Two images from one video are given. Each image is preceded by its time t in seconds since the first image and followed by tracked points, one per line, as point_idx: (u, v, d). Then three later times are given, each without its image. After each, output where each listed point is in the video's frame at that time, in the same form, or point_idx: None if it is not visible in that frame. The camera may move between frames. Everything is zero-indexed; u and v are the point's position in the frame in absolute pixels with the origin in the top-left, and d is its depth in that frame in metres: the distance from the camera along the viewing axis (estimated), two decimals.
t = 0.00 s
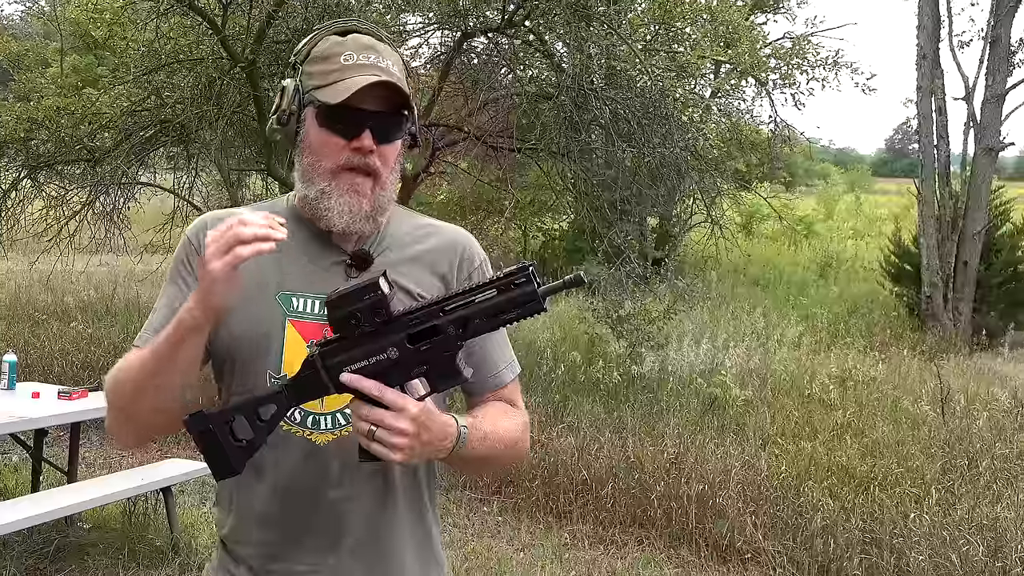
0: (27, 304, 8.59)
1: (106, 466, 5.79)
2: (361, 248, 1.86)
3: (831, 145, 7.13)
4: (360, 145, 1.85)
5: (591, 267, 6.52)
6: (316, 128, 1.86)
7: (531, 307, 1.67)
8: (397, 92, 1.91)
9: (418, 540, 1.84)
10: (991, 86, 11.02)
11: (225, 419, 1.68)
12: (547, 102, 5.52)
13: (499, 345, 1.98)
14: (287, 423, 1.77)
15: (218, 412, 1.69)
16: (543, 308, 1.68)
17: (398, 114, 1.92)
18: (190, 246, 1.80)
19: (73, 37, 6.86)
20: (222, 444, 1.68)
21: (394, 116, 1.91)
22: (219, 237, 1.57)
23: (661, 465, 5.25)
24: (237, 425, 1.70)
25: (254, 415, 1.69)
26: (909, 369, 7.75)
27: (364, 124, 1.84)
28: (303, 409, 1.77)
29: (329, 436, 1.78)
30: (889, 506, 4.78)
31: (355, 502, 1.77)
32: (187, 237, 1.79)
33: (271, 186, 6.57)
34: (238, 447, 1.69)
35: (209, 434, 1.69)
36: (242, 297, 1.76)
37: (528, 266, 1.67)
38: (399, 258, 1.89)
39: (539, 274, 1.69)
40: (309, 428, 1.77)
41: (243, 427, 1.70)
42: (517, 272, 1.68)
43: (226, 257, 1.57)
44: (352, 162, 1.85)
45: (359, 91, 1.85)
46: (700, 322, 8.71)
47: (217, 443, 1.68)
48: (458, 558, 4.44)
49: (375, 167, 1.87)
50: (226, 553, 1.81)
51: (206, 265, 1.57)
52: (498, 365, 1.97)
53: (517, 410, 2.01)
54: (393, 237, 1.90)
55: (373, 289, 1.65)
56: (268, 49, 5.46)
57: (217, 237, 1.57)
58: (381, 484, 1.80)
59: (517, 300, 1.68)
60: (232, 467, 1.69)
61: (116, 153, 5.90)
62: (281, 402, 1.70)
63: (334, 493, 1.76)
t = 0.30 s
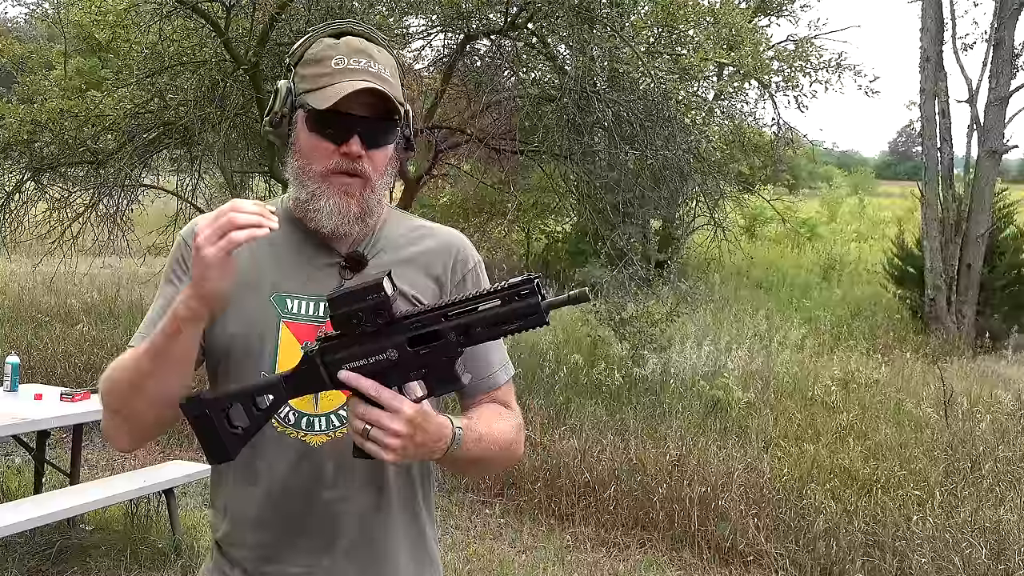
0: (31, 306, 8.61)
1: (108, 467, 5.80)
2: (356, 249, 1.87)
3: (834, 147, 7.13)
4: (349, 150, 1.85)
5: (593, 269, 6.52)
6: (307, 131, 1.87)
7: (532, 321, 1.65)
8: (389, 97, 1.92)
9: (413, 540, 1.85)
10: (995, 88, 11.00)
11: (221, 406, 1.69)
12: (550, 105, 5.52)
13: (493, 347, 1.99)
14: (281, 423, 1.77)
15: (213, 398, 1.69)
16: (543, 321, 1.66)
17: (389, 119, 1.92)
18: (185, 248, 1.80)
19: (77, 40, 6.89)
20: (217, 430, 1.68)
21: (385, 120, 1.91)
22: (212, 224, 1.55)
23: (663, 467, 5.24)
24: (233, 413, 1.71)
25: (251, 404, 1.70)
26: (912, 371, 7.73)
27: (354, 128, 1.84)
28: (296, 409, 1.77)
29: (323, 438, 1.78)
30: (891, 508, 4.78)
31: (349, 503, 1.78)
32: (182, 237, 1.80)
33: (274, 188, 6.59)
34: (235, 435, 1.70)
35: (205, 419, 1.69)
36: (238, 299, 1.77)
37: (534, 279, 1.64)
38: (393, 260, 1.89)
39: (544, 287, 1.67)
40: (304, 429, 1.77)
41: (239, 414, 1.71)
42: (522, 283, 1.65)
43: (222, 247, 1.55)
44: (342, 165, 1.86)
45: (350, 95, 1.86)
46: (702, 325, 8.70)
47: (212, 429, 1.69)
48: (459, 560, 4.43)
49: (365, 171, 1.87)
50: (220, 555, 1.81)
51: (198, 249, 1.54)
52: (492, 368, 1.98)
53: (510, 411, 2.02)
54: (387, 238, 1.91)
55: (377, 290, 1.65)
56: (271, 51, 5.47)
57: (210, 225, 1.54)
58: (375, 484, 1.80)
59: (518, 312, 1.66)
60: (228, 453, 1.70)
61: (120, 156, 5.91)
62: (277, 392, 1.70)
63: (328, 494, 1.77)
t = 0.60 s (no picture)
0: (32, 307, 8.61)
1: (109, 469, 5.80)
2: (352, 250, 1.87)
3: (835, 149, 7.13)
4: (343, 140, 1.85)
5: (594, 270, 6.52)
6: (302, 123, 1.89)
7: (528, 317, 1.61)
8: (384, 91, 1.93)
9: (409, 542, 1.85)
10: (996, 89, 11.00)
11: (217, 422, 1.62)
12: (552, 107, 5.53)
13: (489, 350, 2.01)
14: (278, 427, 1.76)
15: (212, 414, 1.62)
16: (539, 318, 1.62)
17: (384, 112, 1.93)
18: (182, 249, 1.81)
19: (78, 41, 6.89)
20: (212, 448, 1.62)
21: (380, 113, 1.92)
22: (276, 322, 1.59)
23: (664, 468, 5.24)
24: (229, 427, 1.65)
25: (246, 417, 1.65)
26: (914, 374, 7.72)
27: (348, 119, 1.85)
28: (293, 414, 1.75)
29: (318, 440, 1.77)
30: (893, 510, 4.77)
31: (345, 506, 1.78)
32: (179, 239, 1.81)
33: (275, 189, 6.59)
34: (230, 450, 1.64)
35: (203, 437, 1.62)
36: (235, 301, 1.78)
37: (528, 276, 1.61)
38: (392, 262, 1.88)
39: (538, 284, 1.64)
40: (299, 432, 1.76)
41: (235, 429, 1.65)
42: (516, 280, 1.62)
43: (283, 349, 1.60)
44: (337, 157, 1.86)
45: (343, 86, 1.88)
46: (704, 326, 8.70)
47: (211, 448, 1.63)
48: (460, 561, 4.42)
49: (361, 163, 1.88)
50: (215, 557, 1.81)
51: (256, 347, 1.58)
52: (489, 371, 2.00)
53: (505, 415, 2.05)
54: (384, 240, 1.91)
55: (370, 295, 1.61)
56: (272, 52, 5.48)
57: (275, 324, 1.59)
58: (371, 487, 1.80)
59: (514, 309, 1.63)
60: (222, 467, 1.65)
61: (121, 156, 5.91)
62: (272, 402, 1.65)
63: (324, 496, 1.77)
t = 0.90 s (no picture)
0: (32, 308, 8.62)
1: (110, 470, 5.81)
2: (351, 251, 1.88)
3: (835, 149, 7.12)
4: (343, 132, 1.87)
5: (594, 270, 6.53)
6: (303, 118, 1.90)
7: (504, 301, 1.64)
8: (384, 87, 1.95)
9: (408, 544, 1.86)
10: (996, 89, 11.00)
11: (207, 441, 1.63)
12: (551, 107, 5.52)
13: (487, 351, 2.01)
14: (277, 429, 1.75)
15: (201, 434, 1.63)
16: (516, 301, 1.64)
17: (384, 107, 1.95)
18: (178, 252, 1.82)
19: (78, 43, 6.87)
20: (204, 464, 1.63)
21: (380, 108, 1.94)
22: (271, 328, 1.59)
23: (664, 468, 5.24)
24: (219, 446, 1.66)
25: (237, 435, 1.65)
26: (915, 373, 7.72)
27: (349, 112, 1.87)
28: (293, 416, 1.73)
29: (318, 442, 1.76)
30: (893, 510, 4.77)
31: (344, 508, 1.78)
32: (175, 242, 1.82)
33: (276, 190, 6.60)
34: (222, 468, 1.65)
35: (190, 456, 1.62)
36: (232, 303, 1.78)
37: (500, 261, 1.64)
38: (390, 263, 1.89)
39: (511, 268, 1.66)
40: (299, 433, 1.75)
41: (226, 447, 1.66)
42: (489, 267, 1.65)
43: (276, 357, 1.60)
44: (337, 151, 1.88)
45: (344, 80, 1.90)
46: (704, 326, 8.70)
47: (200, 466, 1.63)
48: (461, 562, 4.42)
49: (360, 158, 1.89)
50: (212, 560, 1.81)
51: (248, 349, 1.58)
52: (485, 372, 2.01)
53: (503, 416, 2.05)
54: (383, 242, 1.91)
55: (347, 295, 1.61)
56: (272, 53, 5.48)
57: (269, 329, 1.59)
58: (370, 488, 1.81)
59: (491, 295, 1.65)
60: (216, 488, 1.65)
61: (122, 158, 5.92)
62: (262, 419, 1.66)
63: (322, 499, 1.77)
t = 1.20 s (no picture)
0: (31, 309, 8.62)
1: (108, 472, 5.80)
2: (349, 252, 1.87)
3: (833, 151, 7.13)
4: (344, 130, 1.87)
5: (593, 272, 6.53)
6: (303, 116, 1.91)
7: (503, 309, 1.62)
8: (385, 86, 1.95)
9: (405, 545, 1.85)
10: (994, 91, 11.01)
11: (205, 440, 1.63)
12: (550, 108, 5.51)
13: (485, 354, 2.01)
14: (274, 430, 1.75)
15: (198, 432, 1.62)
16: (514, 308, 1.63)
17: (384, 106, 1.95)
18: (176, 252, 1.81)
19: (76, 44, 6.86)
20: (201, 462, 1.63)
21: (380, 107, 1.94)
22: (269, 328, 1.60)
23: (663, 470, 5.25)
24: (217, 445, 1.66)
25: (235, 434, 1.65)
26: (913, 375, 7.72)
27: (349, 110, 1.87)
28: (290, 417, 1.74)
29: (315, 443, 1.77)
30: (891, 511, 4.78)
31: (341, 509, 1.78)
32: (172, 241, 1.81)
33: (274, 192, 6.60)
34: (220, 466, 1.65)
35: (189, 454, 1.62)
36: (230, 302, 1.78)
37: (499, 268, 1.62)
38: (389, 264, 1.89)
39: (510, 276, 1.65)
40: (295, 434, 1.75)
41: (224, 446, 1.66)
42: (488, 273, 1.63)
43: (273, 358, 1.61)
44: (336, 149, 1.88)
45: (344, 79, 1.91)
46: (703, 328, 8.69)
47: (198, 464, 1.63)
48: (459, 563, 4.42)
49: (359, 155, 1.89)
50: (208, 561, 1.80)
51: (246, 349, 1.58)
52: (483, 374, 2.01)
53: (500, 419, 2.05)
54: (382, 243, 1.91)
55: (345, 298, 1.59)
56: (270, 54, 5.48)
57: (268, 330, 1.60)
58: (367, 490, 1.80)
59: (489, 301, 1.64)
60: (212, 484, 1.65)
61: (121, 159, 5.92)
62: (260, 419, 1.66)
63: (320, 500, 1.77)
